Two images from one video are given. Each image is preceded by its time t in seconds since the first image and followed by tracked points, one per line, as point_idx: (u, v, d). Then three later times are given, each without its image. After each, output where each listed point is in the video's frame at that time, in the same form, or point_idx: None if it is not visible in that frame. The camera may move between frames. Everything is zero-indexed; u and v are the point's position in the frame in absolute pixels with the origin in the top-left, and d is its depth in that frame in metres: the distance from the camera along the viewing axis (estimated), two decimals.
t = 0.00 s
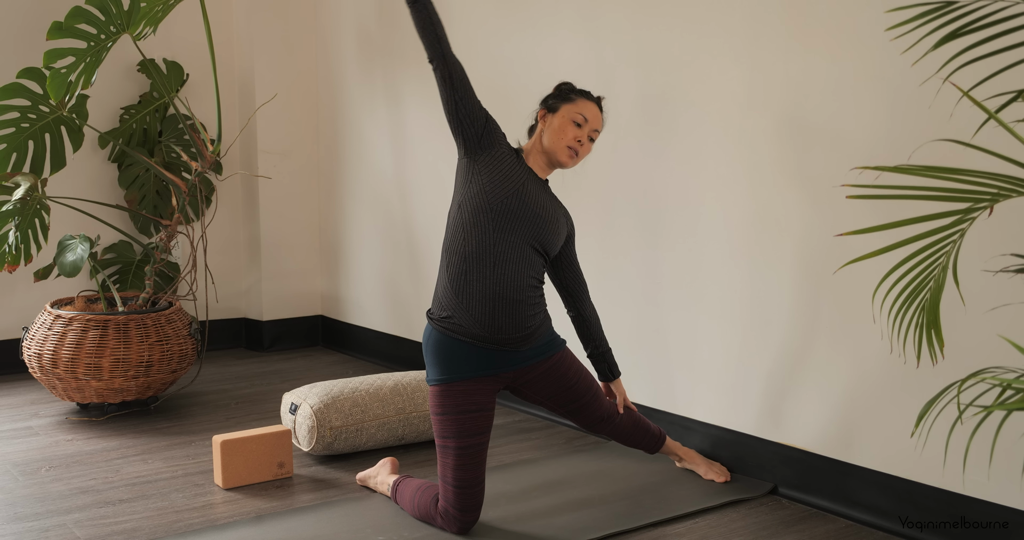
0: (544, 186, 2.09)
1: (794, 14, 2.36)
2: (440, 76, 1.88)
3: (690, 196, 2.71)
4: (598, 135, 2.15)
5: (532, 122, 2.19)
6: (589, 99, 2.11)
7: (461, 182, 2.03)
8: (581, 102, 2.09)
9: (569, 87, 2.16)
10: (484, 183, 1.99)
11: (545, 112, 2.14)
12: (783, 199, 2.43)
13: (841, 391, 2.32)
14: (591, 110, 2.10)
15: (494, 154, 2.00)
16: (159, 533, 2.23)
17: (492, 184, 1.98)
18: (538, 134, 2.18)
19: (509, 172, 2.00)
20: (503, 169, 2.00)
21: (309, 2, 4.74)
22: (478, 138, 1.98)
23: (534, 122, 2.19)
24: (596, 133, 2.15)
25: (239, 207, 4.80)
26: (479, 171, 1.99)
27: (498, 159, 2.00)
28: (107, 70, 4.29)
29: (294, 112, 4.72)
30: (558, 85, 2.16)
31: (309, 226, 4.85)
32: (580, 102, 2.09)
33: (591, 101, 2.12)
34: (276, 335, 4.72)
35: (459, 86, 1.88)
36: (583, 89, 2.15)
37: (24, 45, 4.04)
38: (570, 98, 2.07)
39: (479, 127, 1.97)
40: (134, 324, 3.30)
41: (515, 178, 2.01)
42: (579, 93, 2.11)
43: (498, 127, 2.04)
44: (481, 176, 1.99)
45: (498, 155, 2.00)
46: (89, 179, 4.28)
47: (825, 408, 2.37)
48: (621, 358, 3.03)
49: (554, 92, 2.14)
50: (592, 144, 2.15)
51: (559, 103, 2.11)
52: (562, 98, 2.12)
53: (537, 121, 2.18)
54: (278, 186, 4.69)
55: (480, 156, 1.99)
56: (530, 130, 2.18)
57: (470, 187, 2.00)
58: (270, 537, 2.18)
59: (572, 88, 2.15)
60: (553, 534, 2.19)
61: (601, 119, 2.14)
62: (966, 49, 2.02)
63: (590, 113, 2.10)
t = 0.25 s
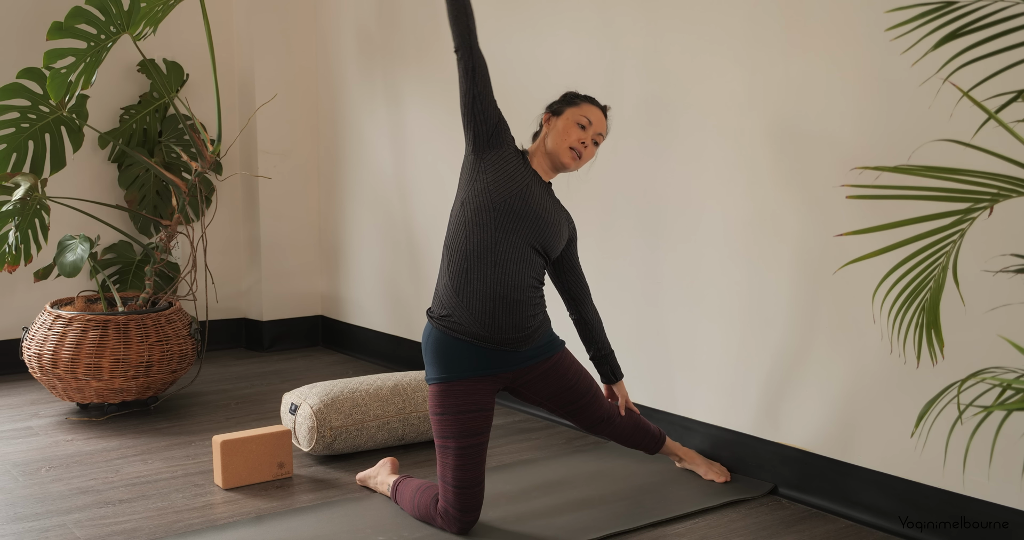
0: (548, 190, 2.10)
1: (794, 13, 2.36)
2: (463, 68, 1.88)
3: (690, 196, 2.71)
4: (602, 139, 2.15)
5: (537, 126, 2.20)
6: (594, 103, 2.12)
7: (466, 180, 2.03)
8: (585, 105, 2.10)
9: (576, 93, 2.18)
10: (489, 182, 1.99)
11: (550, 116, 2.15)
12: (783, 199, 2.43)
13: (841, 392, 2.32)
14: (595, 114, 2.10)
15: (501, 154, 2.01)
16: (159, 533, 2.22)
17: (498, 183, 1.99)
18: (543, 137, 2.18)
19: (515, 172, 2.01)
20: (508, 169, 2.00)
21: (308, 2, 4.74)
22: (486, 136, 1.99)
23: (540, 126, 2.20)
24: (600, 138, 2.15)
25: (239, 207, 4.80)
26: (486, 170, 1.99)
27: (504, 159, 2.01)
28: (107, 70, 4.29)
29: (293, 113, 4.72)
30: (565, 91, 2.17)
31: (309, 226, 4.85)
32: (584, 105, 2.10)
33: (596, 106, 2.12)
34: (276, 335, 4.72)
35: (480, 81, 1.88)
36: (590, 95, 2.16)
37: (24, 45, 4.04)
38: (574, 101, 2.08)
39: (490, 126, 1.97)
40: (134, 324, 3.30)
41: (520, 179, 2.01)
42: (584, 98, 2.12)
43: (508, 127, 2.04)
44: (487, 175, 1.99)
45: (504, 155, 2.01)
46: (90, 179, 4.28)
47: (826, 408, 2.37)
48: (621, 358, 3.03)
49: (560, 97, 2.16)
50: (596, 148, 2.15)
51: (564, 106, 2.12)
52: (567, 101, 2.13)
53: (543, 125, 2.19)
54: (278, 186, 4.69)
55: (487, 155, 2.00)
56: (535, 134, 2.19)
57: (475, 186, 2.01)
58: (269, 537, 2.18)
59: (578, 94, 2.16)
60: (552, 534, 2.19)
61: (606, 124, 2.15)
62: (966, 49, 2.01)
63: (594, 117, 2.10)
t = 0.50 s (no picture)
0: (552, 192, 2.10)
1: (794, 13, 2.36)
2: (487, 64, 1.90)
3: (690, 197, 2.71)
4: (605, 142, 2.16)
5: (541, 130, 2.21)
6: (598, 106, 2.13)
7: (471, 179, 2.05)
8: (589, 108, 2.11)
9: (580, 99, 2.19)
10: (494, 181, 2.00)
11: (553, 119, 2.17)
12: (783, 199, 2.43)
13: (841, 392, 2.32)
14: (598, 117, 2.11)
15: (508, 154, 2.02)
16: (159, 533, 2.23)
17: (503, 182, 2.00)
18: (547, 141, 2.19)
19: (520, 173, 2.02)
20: (514, 169, 2.02)
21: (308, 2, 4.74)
22: (495, 136, 2.00)
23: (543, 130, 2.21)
24: (603, 141, 2.16)
25: (239, 207, 4.80)
26: (491, 169, 2.01)
27: (510, 160, 2.02)
28: (107, 70, 4.29)
29: (294, 113, 4.72)
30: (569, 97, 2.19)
31: (309, 226, 4.85)
32: (588, 108, 2.11)
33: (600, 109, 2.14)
34: (276, 335, 4.72)
35: (503, 78, 1.90)
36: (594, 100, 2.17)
37: (24, 45, 4.04)
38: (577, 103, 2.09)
39: (503, 125, 1.99)
40: (134, 324, 3.30)
41: (525, 179, 2.02)
42: (588, 101, 2.13)
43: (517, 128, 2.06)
44: (493, 174, 2.00)
45: (510, 155, 2.02)
46: (90, 179, 4.28)
47: (826, 408, 2.37)
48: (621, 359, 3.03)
49: (564, 102, 2.17)
50: (599, 151, 2.15)
51: (568, 109, 2.13)
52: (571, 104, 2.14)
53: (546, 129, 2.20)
54: (278, 186, 4.69)
55: (494, 155, 2.01)
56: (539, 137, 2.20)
57: (480, 184, 2.02)
58: (270, 537, 2.18)
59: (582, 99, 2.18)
60: (553, 534, 2.19)
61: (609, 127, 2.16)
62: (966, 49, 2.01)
63: (597, 119, 2.11)
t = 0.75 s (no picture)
0: (554, 195, 2.11)
1: (794, 13, 2.35)
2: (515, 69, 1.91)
3: (690, 197, 2.71)
4: (607, 147, 2.16)
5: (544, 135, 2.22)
6: (601, 112, 2.15)
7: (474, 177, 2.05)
8: (592, 112, 2.13)
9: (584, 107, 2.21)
10: (497, 180, 2.01)
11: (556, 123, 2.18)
12: (783, 200, 2.43)
13: (841, 392, 2.32)
14: (601, 121, 2.12)
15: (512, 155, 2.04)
16: (159, 533, 2.23)
17: (507, 181, 2.00)
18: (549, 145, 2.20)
19: (523, 173, 2.03)
20: (518, 169, 2.03)
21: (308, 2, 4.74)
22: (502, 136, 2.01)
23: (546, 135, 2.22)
24: (605, 146, 2.16)
25: (240, 207, 4.80)
26: (496, 169, 2.01)
27: (515, 161, 2.03)
28: (107, 70, 4.29)
29: (294, 113, 4.72)
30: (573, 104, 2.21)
31: (309, 226, 4.85)
32: (591, 112, 2.13)
33: (603, 115, 2.15)
34: (276, 335, 4.72)
35: (528, 83, 1.92)
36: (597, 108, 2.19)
37: (25, 45, 4.04)
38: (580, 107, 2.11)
39: (515, 127, 2.01)
40: (134, 324, 3.30)
41: (528, 180, 2.03)
42: (591, 107, 2.15)
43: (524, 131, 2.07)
44: (498, 173, 2.01)
45: (515, 156, 2.04)
46: (90, 179, 4.28)
47: (826, 408, 2.37)
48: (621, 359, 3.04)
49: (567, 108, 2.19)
50: (601, 156, 2.16)
51: (571, 113, 2.14)
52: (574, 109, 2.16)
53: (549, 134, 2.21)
54: (278, 185, 4.69)
55: (500, 156, 2.03)
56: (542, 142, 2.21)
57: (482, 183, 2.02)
58: (269, 537, 2.18)
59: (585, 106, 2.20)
60: (552, 534, 2.19)
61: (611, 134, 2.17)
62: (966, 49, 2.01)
63: (600, 123, 2.12)
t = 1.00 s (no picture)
0: (556, 197, 2.12)
1: (794, 13, 2.36)
2: (537, 79, 1.97)
3: (690, 197, 2.71)
4: (608, 150, 2.16)
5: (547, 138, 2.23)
6: (602, 115, 2.15)
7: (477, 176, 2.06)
8: (593, 115, 2.13)
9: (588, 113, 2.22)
10: (500, 180, 2.01)
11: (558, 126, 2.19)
12: (782, 200, 2.43)
13: (841, 392, 2.32)
14: (601, 123, 2.13)
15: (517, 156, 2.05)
16: (159, 533, 2.22)
17: (511, 182, 2.01)
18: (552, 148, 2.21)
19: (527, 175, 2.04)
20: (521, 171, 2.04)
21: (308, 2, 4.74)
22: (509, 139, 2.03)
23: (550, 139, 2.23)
24: (606, 149, 2.16)
25: (240, 207, 4.80)
26: (499, 169, 2.02)
27: (519, 162, 2.05)
28: (107, 70, 4.29)
29: (294, 113, 4.72)
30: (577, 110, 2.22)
31: (309, 226, 4.85)
32: (592, 115, 2.13)
33: (604, 118, 2.15)
34: (276, 335, 4.72)
35: (548, 94, 1.97)
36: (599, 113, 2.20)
37: (25, 45, 4.04)
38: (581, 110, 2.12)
39: (524, 131, 2.03)
40: (134, 324, 3.30)
41: (532, 181, 2.04)
42: (593, 111, 2.16)
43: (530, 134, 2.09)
44: (501, 173, 2.02)
45: (519, 158, 2.05)
46: (90, 179, 4.28)
47: (826, 408, 2.37)
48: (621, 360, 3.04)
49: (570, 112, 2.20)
50: (602, 158, 2.15)
51: (572, 116, 2.15)
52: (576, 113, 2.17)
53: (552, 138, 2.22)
54: (278, 185, 4.69)
55: (504, 157, 2.04)
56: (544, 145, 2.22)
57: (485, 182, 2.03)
58: (270, 537, 2.18)
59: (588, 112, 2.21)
60: (552, 534, 2.19)
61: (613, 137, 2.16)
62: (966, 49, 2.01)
63: (600, 126, 2.12)
